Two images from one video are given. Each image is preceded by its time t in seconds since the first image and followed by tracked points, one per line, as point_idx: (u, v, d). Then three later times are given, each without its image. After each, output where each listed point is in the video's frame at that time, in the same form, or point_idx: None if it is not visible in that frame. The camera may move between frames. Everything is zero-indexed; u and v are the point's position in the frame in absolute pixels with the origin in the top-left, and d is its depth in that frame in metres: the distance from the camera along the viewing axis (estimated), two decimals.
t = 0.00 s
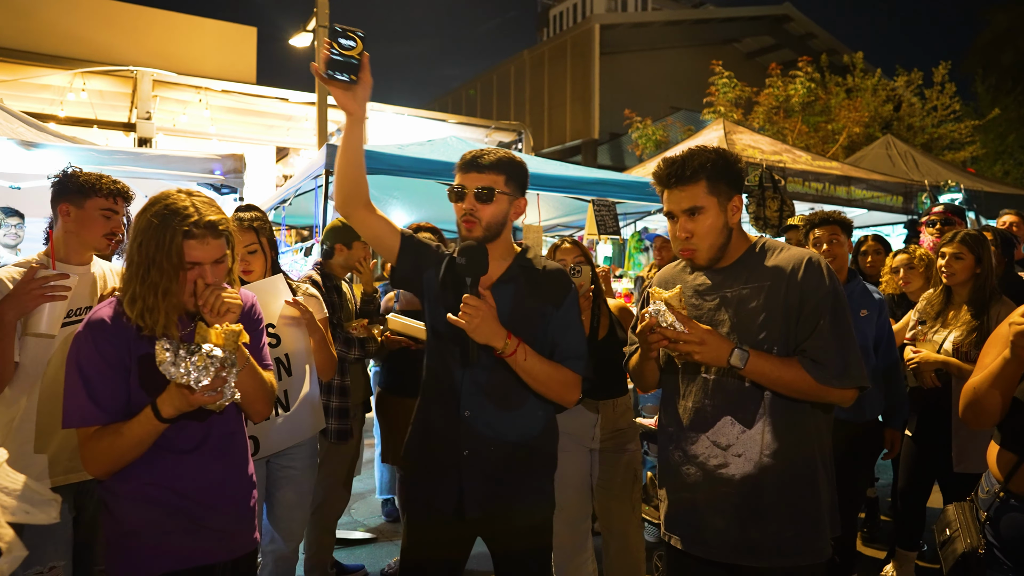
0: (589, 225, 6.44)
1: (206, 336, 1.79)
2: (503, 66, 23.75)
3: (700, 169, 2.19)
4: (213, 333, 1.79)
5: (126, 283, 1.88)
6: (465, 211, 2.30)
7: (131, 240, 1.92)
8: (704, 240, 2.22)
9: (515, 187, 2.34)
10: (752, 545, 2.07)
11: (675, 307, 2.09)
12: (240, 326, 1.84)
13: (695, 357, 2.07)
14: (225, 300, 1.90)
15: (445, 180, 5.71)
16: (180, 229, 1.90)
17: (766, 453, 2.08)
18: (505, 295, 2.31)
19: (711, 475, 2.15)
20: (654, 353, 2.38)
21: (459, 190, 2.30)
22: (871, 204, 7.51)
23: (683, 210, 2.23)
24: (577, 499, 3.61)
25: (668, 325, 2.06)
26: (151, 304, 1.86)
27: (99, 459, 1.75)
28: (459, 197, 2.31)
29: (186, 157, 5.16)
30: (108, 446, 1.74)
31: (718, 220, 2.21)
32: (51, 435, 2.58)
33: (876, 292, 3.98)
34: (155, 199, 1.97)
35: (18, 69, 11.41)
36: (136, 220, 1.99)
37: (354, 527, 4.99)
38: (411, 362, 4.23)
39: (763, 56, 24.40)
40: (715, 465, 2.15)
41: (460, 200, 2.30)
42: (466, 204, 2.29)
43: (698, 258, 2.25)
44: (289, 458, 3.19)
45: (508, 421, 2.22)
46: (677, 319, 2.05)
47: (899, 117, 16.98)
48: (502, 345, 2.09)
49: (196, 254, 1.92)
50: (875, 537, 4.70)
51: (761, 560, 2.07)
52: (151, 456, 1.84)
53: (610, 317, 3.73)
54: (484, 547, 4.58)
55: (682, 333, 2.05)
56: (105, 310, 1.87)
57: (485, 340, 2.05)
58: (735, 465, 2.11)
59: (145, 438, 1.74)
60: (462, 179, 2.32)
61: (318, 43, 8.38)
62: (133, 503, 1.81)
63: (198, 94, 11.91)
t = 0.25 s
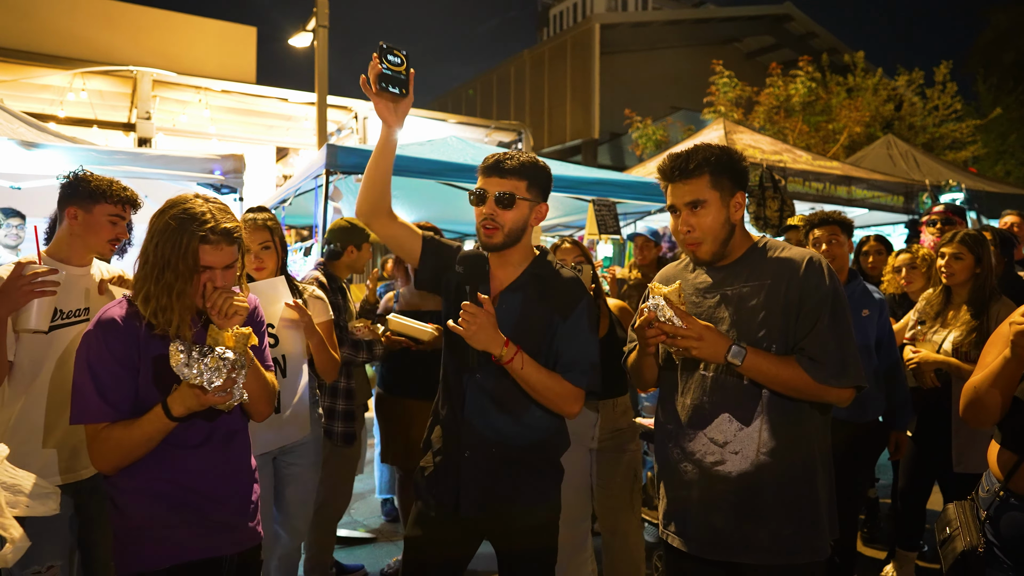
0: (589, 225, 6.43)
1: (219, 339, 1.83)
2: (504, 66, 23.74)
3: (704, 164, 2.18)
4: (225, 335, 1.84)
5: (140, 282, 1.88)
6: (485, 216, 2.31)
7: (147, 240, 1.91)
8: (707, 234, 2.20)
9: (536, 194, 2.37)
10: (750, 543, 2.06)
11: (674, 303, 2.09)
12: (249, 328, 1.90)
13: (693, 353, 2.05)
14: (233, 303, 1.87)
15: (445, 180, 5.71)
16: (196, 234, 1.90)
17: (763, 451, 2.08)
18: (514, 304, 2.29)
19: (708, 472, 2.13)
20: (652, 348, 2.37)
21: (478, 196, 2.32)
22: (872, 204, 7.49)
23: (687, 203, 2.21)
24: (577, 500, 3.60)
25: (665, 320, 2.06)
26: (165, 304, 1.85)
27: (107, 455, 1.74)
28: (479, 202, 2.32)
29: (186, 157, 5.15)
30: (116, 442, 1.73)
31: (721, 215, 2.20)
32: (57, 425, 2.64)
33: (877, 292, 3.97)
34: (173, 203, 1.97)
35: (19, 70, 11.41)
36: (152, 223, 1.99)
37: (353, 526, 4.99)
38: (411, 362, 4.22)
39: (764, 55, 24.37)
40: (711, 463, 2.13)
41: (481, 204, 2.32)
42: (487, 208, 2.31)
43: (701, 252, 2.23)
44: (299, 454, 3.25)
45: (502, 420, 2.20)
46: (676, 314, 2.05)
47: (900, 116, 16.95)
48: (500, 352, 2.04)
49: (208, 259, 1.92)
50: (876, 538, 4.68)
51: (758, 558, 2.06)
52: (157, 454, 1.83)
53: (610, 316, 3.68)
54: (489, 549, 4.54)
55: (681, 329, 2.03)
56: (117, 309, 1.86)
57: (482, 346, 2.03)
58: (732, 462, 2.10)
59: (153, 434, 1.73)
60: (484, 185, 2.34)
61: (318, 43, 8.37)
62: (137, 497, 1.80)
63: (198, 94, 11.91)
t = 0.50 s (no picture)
0: (590, 225, 6.44)
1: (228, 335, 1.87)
2: (505, 65, 23.73)
3: (707, 160, 2.19)
4: (236, 331, 1.91)
5: (153, 281, 1.88)
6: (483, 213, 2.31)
7: (160, 238, 1.92)
8: (709, 230, 2.19)
9: (534, 192, 2.36)
10: (746, 540, 2.07)
11: (672, 298, 2.07)
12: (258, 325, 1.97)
13: (690, 348, 2.04)
14: (243, 303, 1.92)
15: (445, 180, 5.71)
16: (209, 235, 1.91)
17: (760, 448, 2.07)
18: (514, 299, 2.29)
19: (703, 469, 2.13)
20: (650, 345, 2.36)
21: (475, 193, 2.33)
22: (873, 203, 7.47)
23: (689, 199, 2.21)
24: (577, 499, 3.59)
25: (663, 314, 2.04)
26: (181, 303, 1.87)
27: (113, 450, 1.74)
28: (478, 199, 2.32)
29: (186, 157, 5.13)
30: (123, 438, 1.74)
31: (723, 211, 2.19)
32: (65, 422, 2.65)
33: (879, 293, 3.96)
34: (183, 203, 1.97)
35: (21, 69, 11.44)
36: (160, 220, 1.99)
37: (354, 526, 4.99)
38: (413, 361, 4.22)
39: (766, 54, 24.34)
40: (707, 459, 2.13)
41: (479, 201, 2.32)
42: (485, 205, 2.31)
43: (702, 246, 2.20)
44: (303, 454, 3.29)
45: (504, 420, 2.20)
46: (673, 308, 2.03)
47: (902, 116, 16.91)
48: (499, 350, 2.06)
49: (220, 258, 1.94)
50: (876, 537, 4.68)
51: (755, 555, 2.06)
52: (160, 451, 1.83)
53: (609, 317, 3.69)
54: (483, 548, 4.53)
55: (677, 323, 2.03)
56: (124, 306, 1.85)
57: (480, 347, 2.03)
58: (728, 459, 2.09)
59: (162, 429, 1.75)
60: (483, 182, 2.34)
61: (319, 43, 8.37)
62: (139, 497, 1.81)
63: (200, 95, 11.93)
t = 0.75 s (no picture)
0: (591, 225, 6.45)
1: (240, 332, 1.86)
2: (506, 65, 23.74)
3: (710, 160, 2.18)
4: (249, 329, 1.93)
5: (162, 277, 1.89)
6: (460, 210, 2.37)
7: (170, 234, 1.91)
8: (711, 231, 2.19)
9: (508, 195, 2.47)
10: (746, 539, 2.07)
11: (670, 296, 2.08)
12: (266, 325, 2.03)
13: (690, 345, 2.04)
14: (250, 303, 1.99)
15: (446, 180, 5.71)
16: (220, 233, 1.91)
17: (760, 446, 2.07)
18: (495, 300, 2.35)
19: (703, 467, 2.13)
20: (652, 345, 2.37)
21: (452, 191, 2.38)
22: (874, 203, 7.47)
23: (692, 199, 2.20)
24: (577, 499, 3.59)
25: (663, 312, 2.04)
26: (191, 299, 1.88)
27: (118, 445, 1.75)
28: (455, 198, 2.38)
29: (188, 158, 5.10)
30: (128, 434, 1.75)
31: (726, 212, 2.19)
32: (67, 423, 2.64)
33: (881, 293, 3.96)
34: (192, 202, 1.97)
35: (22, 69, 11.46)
36: (167, 217, 1.98)
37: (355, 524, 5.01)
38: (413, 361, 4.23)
39: (767, 54, 24.33)
40: (707, 457, 2.13)
41: (456, 199, 2.37)
42: (463, 204, 2.37)
43: (706, 247, 2.22)
44: (304, 455, 3.31)
45: (483, 418, 2.28)
46: (673, 307, 2.03)
47: (903, 116, 16.90)
48: (483, 348, 2.13)
49: (230, 258, 1.94)
50: (877, 537, 4.68)
51: (755, 553, 2.06)
52: (163, 450, 1.84)
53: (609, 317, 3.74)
54: (464, 551, 4.48)
55: (677, 321, 2.03)
56: (130, 303, 1.85)
57: (467, 345, 2.09)
58: (727, 457, 2.09)
59: (168, 426, 1.76)
60: (460, 180, 2.40)
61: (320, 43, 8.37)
62: (140, 496, 1.81)
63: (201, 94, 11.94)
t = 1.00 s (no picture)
0: (591, 225, 6.46)
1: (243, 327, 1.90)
2: (507, 65, 23.74)
3: (701, 171, 2.17)
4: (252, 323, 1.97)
5: (167, 276, 1.91)
6: (451, 215, 2.36)
7: (171, 232, 1.94)
8: (710, 242, 2.20)
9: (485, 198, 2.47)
10: (749, 542, 2.07)
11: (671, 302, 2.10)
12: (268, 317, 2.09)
13: (693, 352, 2.05)
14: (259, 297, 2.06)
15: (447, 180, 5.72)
16: (222, 226, 1.97)
17: (764, 450, 2.07)
18: (478, 296, 2.46)
19: (709, 472, 2.13)
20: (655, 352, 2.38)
21: (442, 194, 2.35)
22: (874, 203, 7.47)
23: (688, 213, 2.20)
24: (578, 499, 3.60)
25: (664, 319, 2.06)
26: (199, 294, 1.91)
27: (121, 447, 1.75)
28: (444, 201, 2.35)
29: (189, 158, 5.11)
30: (131, 435, 1.75)
31: (722, 221, 2.20)
32: (65, 424, 2.65)
33: (883, 293, 3.96)
34: (189, 199, 2.00)
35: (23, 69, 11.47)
36: (165, 216, 2.00)
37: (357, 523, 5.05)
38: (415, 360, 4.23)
39: (767, 54, 24.33)
40: (712, 462, 2.13)
41: (445, 203, 2.35)
42: (453, 208, 2.36)
43: (707, 258, 2.23)
44: (306, 455, 3.34)
45: (472, 416, 2.33)
46: (674, 313, 2.06)
47: (904, 116, 16.90)
48: (473, 351, 2.22)
49: (234, 250, 2.01)
50: (877, 537, 4.68)
51: (757, 556, 2.07)
52: (162, 451, 1.84)
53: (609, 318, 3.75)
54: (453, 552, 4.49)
55: (681, 327, 2.04)
56: (130, 302, 1.86)
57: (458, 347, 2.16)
58: (732, 461, 2.10)
59: (172, 426, 1.77)
60: (444, 184, 2.39)
61: (321, 43, 8.37)
62: (142, 500, 1.81)
63: (202, 95, 11.95)
